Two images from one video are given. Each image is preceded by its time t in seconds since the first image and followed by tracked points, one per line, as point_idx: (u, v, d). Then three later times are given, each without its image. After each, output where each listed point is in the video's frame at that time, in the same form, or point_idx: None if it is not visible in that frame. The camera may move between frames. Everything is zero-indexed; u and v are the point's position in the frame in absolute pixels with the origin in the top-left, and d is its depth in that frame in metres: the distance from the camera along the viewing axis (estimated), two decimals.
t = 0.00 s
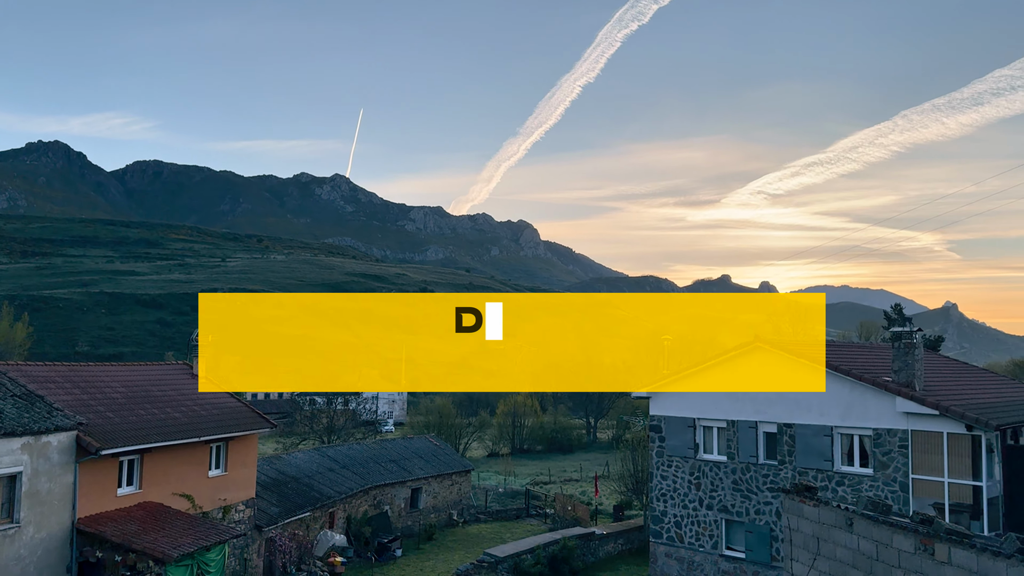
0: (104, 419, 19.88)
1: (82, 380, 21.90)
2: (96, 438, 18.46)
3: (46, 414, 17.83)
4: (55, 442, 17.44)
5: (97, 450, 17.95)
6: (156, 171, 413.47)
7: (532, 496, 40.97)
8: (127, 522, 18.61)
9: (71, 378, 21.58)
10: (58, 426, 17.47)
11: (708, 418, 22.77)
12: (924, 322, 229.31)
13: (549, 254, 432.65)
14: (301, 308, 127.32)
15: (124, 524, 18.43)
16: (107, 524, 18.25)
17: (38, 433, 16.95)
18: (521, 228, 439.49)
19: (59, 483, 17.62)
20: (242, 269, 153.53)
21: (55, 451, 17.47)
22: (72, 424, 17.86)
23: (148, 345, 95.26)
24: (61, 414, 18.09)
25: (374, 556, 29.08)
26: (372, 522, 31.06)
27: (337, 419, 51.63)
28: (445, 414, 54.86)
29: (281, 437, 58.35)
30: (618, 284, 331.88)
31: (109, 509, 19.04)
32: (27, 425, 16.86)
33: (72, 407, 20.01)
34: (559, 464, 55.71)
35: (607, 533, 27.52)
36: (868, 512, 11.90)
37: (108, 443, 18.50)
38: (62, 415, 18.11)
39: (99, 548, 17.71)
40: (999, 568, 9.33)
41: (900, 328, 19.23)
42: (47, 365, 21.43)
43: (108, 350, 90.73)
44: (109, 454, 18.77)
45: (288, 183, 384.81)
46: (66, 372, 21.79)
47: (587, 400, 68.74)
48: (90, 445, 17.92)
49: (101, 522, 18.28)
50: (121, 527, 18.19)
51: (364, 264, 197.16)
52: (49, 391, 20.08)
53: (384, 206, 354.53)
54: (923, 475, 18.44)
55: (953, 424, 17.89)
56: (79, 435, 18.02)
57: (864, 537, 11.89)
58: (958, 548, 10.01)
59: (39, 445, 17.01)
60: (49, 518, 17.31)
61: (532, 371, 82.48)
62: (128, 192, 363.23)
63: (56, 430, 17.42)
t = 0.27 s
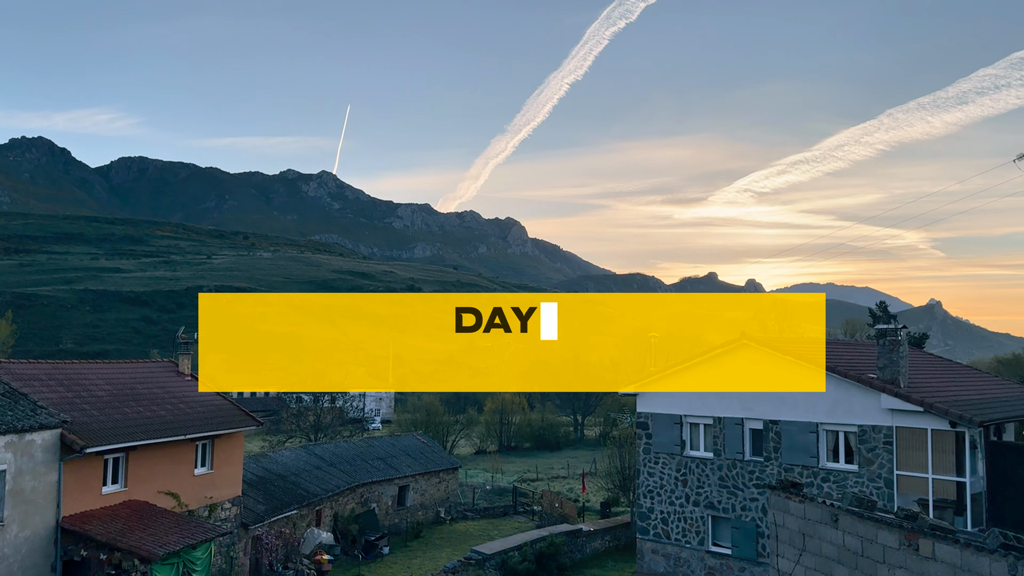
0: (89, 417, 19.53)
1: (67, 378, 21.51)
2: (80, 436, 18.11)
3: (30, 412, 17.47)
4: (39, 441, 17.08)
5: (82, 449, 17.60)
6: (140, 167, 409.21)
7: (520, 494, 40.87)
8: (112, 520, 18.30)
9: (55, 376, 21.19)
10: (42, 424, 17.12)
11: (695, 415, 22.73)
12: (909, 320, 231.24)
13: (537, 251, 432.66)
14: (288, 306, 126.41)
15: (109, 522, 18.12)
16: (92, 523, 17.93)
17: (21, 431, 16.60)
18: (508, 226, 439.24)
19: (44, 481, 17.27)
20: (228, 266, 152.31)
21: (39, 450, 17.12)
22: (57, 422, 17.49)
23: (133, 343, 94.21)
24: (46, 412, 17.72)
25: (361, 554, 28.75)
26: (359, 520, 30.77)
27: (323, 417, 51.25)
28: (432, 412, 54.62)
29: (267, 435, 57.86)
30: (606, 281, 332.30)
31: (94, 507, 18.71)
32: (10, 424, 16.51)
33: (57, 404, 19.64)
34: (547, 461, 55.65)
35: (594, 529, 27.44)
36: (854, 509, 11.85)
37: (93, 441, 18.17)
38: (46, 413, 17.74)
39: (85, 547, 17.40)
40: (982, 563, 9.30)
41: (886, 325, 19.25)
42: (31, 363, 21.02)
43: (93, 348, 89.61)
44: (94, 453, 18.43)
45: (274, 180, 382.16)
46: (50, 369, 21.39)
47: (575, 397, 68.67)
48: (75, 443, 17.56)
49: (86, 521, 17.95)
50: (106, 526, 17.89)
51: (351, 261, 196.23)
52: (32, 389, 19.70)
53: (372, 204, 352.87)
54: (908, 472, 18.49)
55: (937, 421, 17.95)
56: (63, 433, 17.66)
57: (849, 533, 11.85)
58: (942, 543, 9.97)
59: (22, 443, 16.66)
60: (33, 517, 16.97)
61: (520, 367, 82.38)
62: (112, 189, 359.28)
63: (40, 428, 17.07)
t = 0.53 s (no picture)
0: (72, 415, 19.19)
1: (51, 376, 21.15)
2: (65, 435, 17.79)
3: (13, 410, 17.13)
4: (23, 439, 16.75)
5: (66, 447, 17.28)
6: (124, 163, 404.77)
7: (507, 491, 40.81)
8: (97, 518, 18.00)
9: (39, 374, 20.81)
10: (25, 422, 16.79)
11: (681, 412, 22.71)
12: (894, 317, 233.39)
13: (525, 249, 432.48)
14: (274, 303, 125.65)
15: (93, 520, 17.83)
16: (77, 521, 17.63)
17: (4, 430, 16.28)
18: (495, 224, 438.69)
19: (28, 480, 16.96)
20: (214, 264, 150.99)
21: (23, 448, 16.78)
22: (41, 420, 17.17)
23: (118, 341, 93.17)
24: (29, 410, 17.38)
25: (348, 552, 28.59)
26: (346, 518, 30.47)
27: (310, 415, 50.89)
28: (419, 409, 54.39)
29: (253, 433, 57.42)
30: (593, 279, 333.02)
31: (78, 505, 18.40)
32: None
33: (41, 402, 19.29)
34: (534, 458, 55.58)
35: (581, 526, 27.40)
36: (839, 505, 11.82)
37: (78, 439, 17.86)
38: (30, 411, 17.40)
39: (69, 546, 17.10)
40: (965, 559, 9.29)
41: (870, 322, 19.27)
42: (14, 361, 20.64)
43: (77, 346, 88.58)
44: (79, 451, 18.11)
45: (260, 177, 379.43)
46: (34, 367, 21.03)
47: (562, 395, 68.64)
48: (59, 441, 17.22)
49: (70, 519, 17.65)
50: (90, 524, 17.59)
51: (338, 259, 195.25)
52: (16, 387, 19.34)
53: (359, 201, 351.49)
54: (892, 468, 18.56)
55: (921, 418, 17.97)
56: (47, 431, 17.33)
57: (834, 530, 11.80)
58: (926, 539, 9.94)
59: (6, 442, 16.32)
60: (17, 516, 16.66)
61: (508, 365, 82.22)
62: (96, 185, 355.37)
63: (23, 426, 16.75)
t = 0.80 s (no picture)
0: (56, 413, 18.88)
1: (34, 374, 20.77)
2: (48, 433, 17.46)
3: None
4: (6, 438, 16.41)
5: (50, 445, 16.96)
6: (109, 159, 400.29)
7: (494, 488, 40.71)
8: (81, 517, 17.72)
9: (23, 372, 20.46)
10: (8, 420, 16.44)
11: (668, 410, 22.69)
12: (878, 314, 235.55)
13: (512, 246, 432.43)
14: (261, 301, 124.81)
15: (78, 519, 17.54)
16: (61, 520, 17.35)
17: None
18: (482, 221, 437.99)
19: (10, 479, 16.63)
20: (199, 261, 149.67)
21: (6, 447, 16.45)
22: (24, 419, 16.82)
23: (102, 338, 92.09)
24: (12, 408, 17.03)
25: (335, 551, 28.40)
26: (333, 516, 30.34)
27: (297, 413, 50.49)
28: (406, 407, 54.13)
29: (240, 431, 56.96)
30: (581, 276, 333.39)
31: (63, 504, 18.11)
32: None
33: (25, 400, 18.94)
34: (521, 456, 55.51)
35: (568, 523, 27.32)
36: (824, 501, 11.81)
37: (62, 438, 17.53)
38: (14, 408, 17.05)
39: (53, 544, 16.84)
40: (949, 554, 9.30)
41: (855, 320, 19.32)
42: None
43: (61, 344, 87.45)
44: (63, 450, 17.79)
45: (246, 173, 376.29)
46: (18, 364, 20.67)
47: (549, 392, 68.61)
48: (43, 440, 16.89)
49: (55, 518, 17.36)
50: (75, 523, 17.31)
51: (324, 256, 194.19)
52: None
53: (345, 198, 349.79)
54: (876, 464, 18.63)
55: (905, 414, 18.06)
56: (31, 429, 16.99)
57: (819, 526, 11.78)
58: (910, 535, 9.94)
59: None
60: None
61: (495, 362, 82.13)
62: (79, 181, 350.98)
63: (6, 424, 16.40)
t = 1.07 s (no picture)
0: (39, 411, 18.54)
1: (17, 372, 20.41)
2: (32, 431, 17.14)
3: None
4: None
5: (34, 444, 16.65)
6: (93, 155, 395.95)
7: (482, 486, 40.57)
8: (65, 517, 17.42)
9: (5, 370, 20.10)
10: None
11: (655, 406, 22.66)
12: (862, 313, 237.63)
13: (500, 244, 432.19)
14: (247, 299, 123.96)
15: (62, 518, 17.24)
16: (45, 519, 17.05)
17: None
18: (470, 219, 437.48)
19: None
20: (184, 258, 148.41)
21: None
22: (8, 416, 16.49)
23: (86, 336, 91.01)
24: None
25: (321, 548, 28.25)
26: (319, 514, 30.09)
27: (283, 411, 50.14)
28: (393, 405, 53.87)
29: (226, 429, 56.48)
30: (568, 274, 333.88)
31: (46, 503, 17.80)
32: None
33: (7, 399, 18.61)
34: (509, 454, 55.41)
35: (555, 520, 27.31)
36: (809, 498, 11.80)
37: (46, 436, 17.21)
38: None
39: (37, 543, 16.55)
40: (932, 550, 9.31)
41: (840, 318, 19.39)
42: None
43: (45, 342, 86.36)
44: (46, 449, 17.47)
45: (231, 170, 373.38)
46: None
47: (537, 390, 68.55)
48: (26, 438, 16.58)
49: (38, 517, 17.05)
50: (58, 522, 17.02)
51: (310, 253, 193.17)
52: None
53: (332, 196, 348.11)
54: (861, 462, 18.69)
55: (889, 412, 18.11)
56: (15, 428, 16.67)
57: (804, 522, 11.75)
58: (894, 531, 9.92)
59: None
60: None
61: (483, 360, 81.98)
62: (62, 178, 346.89)
63: None
